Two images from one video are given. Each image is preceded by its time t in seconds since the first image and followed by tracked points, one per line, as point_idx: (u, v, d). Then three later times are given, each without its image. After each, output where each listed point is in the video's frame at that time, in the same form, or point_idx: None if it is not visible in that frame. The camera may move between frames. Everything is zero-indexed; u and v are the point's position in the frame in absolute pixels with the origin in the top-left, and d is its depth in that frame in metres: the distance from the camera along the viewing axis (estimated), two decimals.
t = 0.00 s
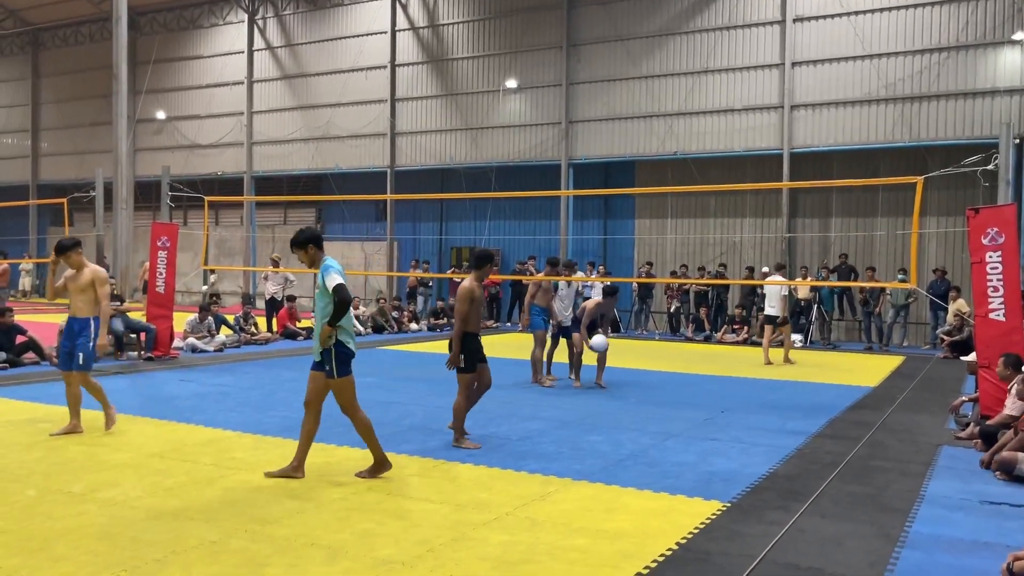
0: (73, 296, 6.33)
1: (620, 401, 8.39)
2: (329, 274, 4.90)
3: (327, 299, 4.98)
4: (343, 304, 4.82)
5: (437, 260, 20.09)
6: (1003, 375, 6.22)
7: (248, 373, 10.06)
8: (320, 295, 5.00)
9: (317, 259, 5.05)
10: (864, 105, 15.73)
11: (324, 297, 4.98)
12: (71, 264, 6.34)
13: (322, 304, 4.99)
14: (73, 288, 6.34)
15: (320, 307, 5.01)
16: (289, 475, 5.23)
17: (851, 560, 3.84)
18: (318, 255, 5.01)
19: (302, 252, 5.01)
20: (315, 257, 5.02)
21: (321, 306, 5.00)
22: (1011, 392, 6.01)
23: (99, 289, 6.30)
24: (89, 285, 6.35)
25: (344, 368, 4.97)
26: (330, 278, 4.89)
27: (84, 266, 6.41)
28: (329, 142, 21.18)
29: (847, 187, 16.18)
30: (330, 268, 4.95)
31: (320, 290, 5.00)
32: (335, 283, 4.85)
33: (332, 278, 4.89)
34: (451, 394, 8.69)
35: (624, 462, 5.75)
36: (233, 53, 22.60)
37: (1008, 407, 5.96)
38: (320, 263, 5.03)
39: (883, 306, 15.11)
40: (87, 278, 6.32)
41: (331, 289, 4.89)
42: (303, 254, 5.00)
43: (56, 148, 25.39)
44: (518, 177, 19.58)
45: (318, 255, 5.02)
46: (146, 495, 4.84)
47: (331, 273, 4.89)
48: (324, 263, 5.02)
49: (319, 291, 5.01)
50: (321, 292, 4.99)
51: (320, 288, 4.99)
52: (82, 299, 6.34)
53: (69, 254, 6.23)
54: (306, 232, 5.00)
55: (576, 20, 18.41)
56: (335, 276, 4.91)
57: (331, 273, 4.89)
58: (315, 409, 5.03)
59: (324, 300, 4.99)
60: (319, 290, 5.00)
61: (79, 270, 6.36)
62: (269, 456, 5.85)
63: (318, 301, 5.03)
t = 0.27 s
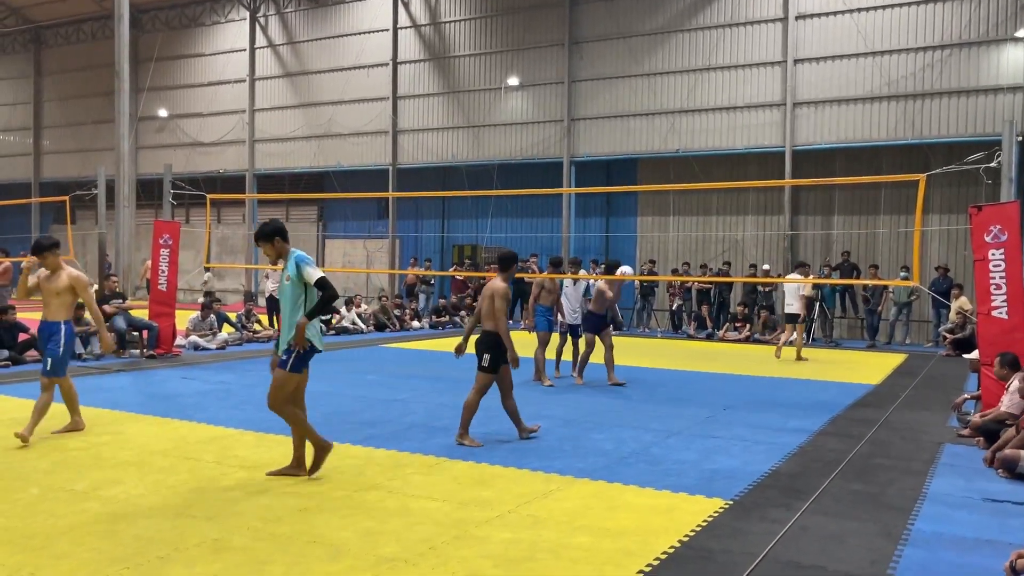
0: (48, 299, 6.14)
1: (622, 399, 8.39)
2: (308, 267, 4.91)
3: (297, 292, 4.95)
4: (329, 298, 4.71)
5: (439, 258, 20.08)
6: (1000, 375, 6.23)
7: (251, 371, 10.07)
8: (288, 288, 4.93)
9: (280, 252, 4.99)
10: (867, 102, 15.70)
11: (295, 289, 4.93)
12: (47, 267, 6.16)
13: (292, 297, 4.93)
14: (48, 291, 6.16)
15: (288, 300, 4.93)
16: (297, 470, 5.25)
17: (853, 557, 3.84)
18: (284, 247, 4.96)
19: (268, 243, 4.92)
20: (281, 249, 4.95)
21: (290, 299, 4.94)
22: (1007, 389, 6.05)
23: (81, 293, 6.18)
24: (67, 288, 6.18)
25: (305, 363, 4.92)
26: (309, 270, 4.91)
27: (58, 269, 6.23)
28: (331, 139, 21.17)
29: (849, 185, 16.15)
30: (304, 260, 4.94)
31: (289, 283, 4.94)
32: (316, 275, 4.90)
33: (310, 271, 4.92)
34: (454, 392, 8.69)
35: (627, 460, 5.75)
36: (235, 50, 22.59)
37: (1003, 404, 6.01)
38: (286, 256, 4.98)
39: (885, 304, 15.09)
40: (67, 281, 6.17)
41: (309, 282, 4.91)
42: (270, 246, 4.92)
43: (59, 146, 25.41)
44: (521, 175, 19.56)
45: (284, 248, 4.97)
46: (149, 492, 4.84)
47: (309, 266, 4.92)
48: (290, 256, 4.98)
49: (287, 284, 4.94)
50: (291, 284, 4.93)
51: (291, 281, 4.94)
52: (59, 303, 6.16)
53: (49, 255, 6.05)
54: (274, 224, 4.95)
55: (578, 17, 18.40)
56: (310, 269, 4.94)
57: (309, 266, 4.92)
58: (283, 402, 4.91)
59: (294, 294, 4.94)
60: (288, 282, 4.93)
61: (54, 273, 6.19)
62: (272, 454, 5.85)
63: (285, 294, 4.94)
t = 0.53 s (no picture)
0: (24, 296, 5.93)
1: (624, 397, 8.38)
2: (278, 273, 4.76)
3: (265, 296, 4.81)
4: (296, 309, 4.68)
5: (441, 256, 20.08)
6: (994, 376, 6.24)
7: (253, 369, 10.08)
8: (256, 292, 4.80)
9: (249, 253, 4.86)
10: (869, 100, 15.68)
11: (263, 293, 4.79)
12: (28, 262, 5.98)
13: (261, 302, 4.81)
14: (27, 288, 5.97)
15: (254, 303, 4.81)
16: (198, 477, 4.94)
17: (855, 555, 3.84)
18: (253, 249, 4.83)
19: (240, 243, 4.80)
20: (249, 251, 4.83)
21: (257, 302, 4.81)
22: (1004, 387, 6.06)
23: (54, 290, 5.91)
24: (45, 286, 5.98)
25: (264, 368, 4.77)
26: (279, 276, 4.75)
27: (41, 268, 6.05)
28: (333, 137, 21.17)
29: (851, 183, 16.13)
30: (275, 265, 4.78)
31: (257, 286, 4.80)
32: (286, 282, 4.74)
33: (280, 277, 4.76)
34: (456, 390, 8.69)
35: (629, 458, 5.75)
36: (236, 48, 22.59)
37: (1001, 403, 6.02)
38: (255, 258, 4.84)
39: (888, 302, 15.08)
40: (46, 278, 5.96)
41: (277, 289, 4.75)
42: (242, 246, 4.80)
43: (60, 144, 25.43)
44: (522, 172, 19.55)
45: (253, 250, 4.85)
46: (152, 490, 4.85)
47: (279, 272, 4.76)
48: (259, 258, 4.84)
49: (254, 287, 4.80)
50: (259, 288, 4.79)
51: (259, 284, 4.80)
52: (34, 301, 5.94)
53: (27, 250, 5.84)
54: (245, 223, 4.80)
55: (580, 15, 18.38)
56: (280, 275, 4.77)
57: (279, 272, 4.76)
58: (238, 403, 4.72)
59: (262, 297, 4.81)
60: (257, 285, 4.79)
61: (35, 269, 6.01)
62: (274, 452, 5.86)
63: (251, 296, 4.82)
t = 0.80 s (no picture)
0: (3, 294, 5.76)
1: (626, 395, 8.39)
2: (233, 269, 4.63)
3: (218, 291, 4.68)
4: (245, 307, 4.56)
5: (443, 253, 20.09)
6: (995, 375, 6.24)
7: (255, 366, 10.09)
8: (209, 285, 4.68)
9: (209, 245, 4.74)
10: (871, 98, 15.67)
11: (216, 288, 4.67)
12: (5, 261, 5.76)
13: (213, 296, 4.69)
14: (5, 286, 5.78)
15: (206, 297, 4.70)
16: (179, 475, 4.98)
17: (858, 553, 3.85)
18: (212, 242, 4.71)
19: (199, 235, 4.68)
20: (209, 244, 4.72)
21: (209, 297, 4.70)
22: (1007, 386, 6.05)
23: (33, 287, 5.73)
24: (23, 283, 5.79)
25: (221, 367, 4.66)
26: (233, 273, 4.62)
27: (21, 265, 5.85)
28: (335, 135, 21.19)
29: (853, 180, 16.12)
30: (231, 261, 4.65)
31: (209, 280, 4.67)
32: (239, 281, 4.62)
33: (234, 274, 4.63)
34: (458, 387, 8.70)
35: (631, 455, 5.75)
36: (239, 46, 22.60)
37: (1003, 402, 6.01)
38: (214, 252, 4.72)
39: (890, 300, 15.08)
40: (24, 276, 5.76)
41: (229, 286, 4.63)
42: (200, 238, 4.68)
43: (63, 142, 25.45)
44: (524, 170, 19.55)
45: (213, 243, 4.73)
46: (155, 487, 4.86)
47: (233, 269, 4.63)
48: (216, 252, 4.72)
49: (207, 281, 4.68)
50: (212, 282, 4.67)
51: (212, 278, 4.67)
52: (15, 300, 5.76)
53: (9, 247, 5.63)
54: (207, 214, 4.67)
55: (582, 13, 18.37)
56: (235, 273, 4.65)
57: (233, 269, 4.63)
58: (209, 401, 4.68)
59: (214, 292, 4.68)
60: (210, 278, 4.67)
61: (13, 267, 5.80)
62: (277, 449, 5.86)
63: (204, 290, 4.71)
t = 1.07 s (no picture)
0: None
1: (628, 393, 8.39)
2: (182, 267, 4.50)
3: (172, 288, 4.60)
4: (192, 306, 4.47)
5: (445, 252, 20.10)
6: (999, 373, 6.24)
7: (258, 364, 10.10)
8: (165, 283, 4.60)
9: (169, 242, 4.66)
10: (873, 96, 15.65)
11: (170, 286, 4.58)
12: None
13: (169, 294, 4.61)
14: None
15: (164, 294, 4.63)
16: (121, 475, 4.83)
17: (860, 551, 3.85)
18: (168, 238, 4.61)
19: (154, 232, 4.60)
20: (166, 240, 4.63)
21: (166, 294, 4.63)
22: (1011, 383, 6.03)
23: (10, 285, 5.63)
24: None
25: (192, 366, 4.60)
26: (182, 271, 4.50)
27: None
28: (337, 133, 21.20)
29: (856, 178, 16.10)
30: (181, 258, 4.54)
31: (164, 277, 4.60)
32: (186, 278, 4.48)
33: (183, 272, 4.50)
34: (460, 385, 8.71)
35: (633, 453, 5.75)
36: (241, 44, 22.61)
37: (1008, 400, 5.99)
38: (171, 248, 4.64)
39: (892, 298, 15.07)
40: None
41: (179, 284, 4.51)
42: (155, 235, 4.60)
43: (65, 140, 25.48)
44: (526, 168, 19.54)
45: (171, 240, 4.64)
46: (158, 485, 4.87)
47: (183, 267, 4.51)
48: (172, 249, 4.62)
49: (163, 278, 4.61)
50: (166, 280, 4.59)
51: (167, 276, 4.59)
52: None
53: None
54: (162, 212, 4.58)
55: (584, 11, 18.35)
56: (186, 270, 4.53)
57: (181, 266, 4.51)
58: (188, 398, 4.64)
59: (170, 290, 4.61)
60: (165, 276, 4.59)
61: None
62: (279, 447, 5.88)
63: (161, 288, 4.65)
